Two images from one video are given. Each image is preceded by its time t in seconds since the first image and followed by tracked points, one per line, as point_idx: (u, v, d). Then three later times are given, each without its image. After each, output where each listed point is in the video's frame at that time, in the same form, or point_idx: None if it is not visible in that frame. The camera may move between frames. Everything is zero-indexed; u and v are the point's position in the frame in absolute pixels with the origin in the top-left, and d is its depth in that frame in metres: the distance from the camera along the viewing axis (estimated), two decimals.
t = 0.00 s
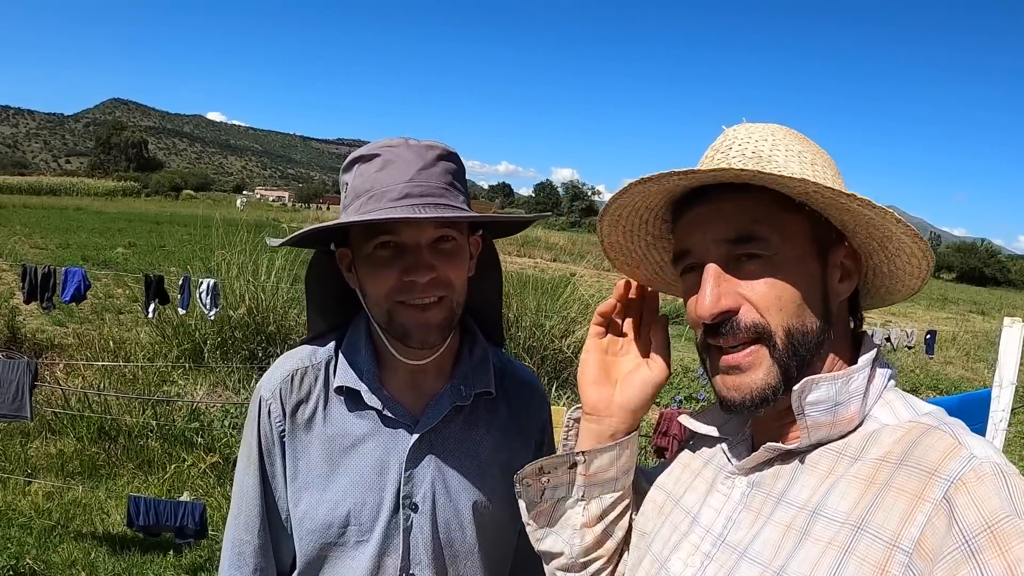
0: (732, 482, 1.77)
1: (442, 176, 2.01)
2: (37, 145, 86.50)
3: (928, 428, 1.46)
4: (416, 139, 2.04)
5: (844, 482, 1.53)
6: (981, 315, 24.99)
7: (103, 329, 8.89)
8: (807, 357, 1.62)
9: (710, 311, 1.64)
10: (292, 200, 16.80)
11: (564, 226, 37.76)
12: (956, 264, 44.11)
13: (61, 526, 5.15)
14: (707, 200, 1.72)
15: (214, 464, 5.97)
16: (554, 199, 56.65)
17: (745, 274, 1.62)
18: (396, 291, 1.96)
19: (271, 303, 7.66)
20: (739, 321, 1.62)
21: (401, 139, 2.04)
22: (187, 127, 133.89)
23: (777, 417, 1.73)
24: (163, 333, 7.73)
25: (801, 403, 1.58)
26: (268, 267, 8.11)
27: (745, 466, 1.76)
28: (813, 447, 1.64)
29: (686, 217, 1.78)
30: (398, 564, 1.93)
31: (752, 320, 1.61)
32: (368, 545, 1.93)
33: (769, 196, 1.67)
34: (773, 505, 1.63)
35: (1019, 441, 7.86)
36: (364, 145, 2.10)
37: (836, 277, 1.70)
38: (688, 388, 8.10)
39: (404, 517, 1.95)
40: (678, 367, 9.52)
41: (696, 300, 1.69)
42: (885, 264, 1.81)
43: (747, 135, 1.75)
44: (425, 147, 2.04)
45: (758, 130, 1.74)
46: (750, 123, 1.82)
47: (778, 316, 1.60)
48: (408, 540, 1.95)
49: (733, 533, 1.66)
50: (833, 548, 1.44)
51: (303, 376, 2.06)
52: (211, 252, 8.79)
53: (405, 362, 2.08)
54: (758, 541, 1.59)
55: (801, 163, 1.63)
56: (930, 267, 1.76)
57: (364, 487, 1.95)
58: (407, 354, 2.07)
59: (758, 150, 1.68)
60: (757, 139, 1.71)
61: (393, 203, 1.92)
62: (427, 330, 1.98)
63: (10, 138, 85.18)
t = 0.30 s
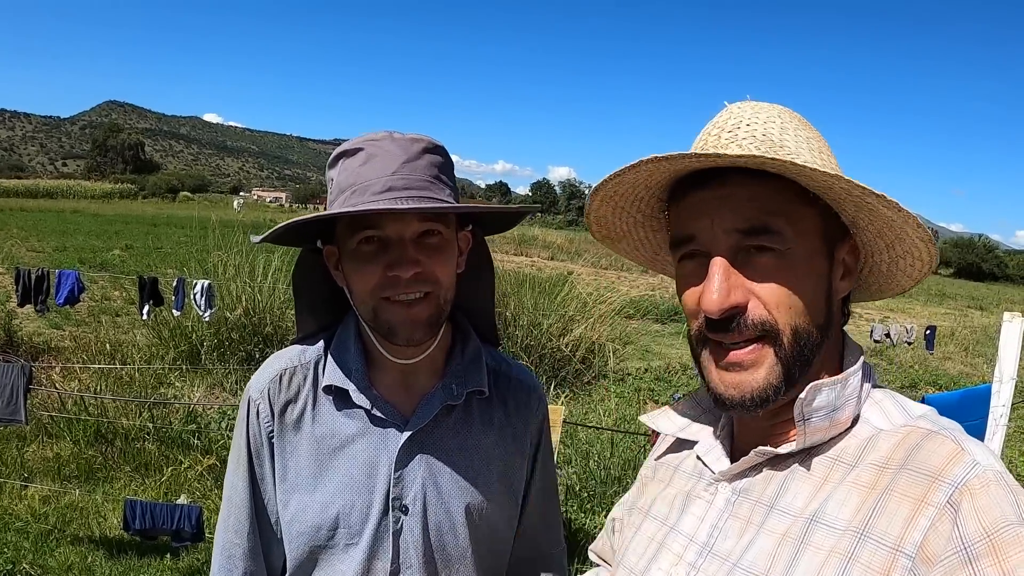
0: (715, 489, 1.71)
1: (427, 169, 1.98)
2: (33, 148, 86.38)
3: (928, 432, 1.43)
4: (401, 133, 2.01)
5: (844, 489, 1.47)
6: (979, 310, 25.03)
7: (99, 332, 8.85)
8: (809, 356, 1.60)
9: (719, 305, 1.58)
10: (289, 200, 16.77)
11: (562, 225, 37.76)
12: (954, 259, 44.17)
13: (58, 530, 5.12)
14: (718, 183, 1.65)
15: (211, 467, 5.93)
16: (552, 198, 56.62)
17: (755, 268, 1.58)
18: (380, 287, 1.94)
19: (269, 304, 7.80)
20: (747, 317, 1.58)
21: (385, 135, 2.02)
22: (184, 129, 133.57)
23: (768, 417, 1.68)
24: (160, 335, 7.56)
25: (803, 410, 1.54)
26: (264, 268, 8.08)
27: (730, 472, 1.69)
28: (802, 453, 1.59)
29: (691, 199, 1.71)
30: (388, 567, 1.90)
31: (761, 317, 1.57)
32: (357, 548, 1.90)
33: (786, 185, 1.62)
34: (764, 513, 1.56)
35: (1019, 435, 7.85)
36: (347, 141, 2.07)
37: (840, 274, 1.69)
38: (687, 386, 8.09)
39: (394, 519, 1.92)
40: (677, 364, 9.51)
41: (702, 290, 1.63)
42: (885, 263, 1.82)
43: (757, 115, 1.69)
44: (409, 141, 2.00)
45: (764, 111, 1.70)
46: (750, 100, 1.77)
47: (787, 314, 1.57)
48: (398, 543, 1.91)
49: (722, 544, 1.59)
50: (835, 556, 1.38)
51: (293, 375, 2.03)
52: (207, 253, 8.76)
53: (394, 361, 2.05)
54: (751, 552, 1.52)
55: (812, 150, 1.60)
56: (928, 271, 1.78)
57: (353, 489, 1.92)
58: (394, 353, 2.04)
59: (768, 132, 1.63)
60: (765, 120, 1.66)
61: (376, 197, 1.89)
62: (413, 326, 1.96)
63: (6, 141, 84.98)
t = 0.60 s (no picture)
0: (683, 480, 1.71)
1: (403, 161, 2.01)
2: (32, 154, 86.43)
3: (900, 413, 1.46)
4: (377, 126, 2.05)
5: (819, 472, 1.48)
6: (978, 305, 25.05)
7: (98, 335, 8.87)
8: (769, 339, 1.63)
9: (673, 287, 1.61)
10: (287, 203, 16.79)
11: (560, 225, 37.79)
12: (953, 256, 44.18)
13: (58, 532, 5.13)
14: (674, 165, 1.69)
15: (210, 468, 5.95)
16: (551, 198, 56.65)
17: (712, 250, 1.62)
18: (358, 275, 1.98)
19: (267, 307, 7.79)
20: (704, 299, 1.61)
21: (362, 128, 2.06)
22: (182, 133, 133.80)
23: (733, 404, 1.70)
24: (158, 338, 7.65)
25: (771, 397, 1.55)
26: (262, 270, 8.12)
27: (699, 462, 1.69)
28: (770, 440, 1.61)
29: (648, 182, 1.75)
30: (368, 555, 1.92)
31: (718, 299, 1.60)
32: (338, 534, 1.93)
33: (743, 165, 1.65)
34: (737, 501, 1.56)
35: (1017, 429, 7.86)
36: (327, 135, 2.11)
37: (803, 257, 1.73)
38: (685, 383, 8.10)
39: (373, 507, 1.95)
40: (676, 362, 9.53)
41: (657, 274, 1.66)
42: (849, 246, 1.84)
43: (719, 97, 1.71)
44: (386, 134, 2.05)
45: (727, 93, 1.72)
46: (713, 82, 1.79)
47: (745, 297, 1.60)
48: (377, 530, 1.94)
49: (695, 535, 1.58)
50: (814, 541, 1.39)
51: (274, 365, 2.06)
52: (205, 256, 8.79)
53: (374, 350, 2.09)
54: (727, 541, 1.52)
55: (773, 132, 1.62)
56: (896, 252, 1.79)
57: (334, 476, 1.95)
58: (377, 343, 2.09)
59: (727, 114, 1.65)
60: (726, 102, 1.69)
61: (352, 187, 1.92)
62: (389, 310, 1.99)
63: (5, 147, 85.13)
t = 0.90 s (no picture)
0: (681, 478, 1.70)
1: (387, 160, 2.06)
2: (35, 159, 86.74)
3: (900, 408, 1.46)
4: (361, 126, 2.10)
5: (819, 468, 1.48)
6: (982, 303, 24.98)
7: (102, 340, 8.90)
8: (758, 334, 1.63)
9: (653, 291, 1.63)
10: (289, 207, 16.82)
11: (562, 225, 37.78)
12: (956, 253, 44.05)
13: (62, 536, 5.14)
14: (646, 169, 1.70)
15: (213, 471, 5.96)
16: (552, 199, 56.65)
17: (690, 249, 1.62)
18: (344, 273, 2.00)
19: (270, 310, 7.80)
20: (687, 300, 1.62)
21: (346, 128, 2.11)
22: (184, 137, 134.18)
23: (727, 399, 1.71)
24: (162, 342, 7.61)
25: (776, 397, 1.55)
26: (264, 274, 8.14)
27: (696, 459, 1.69)
28: (770, 437, 1.60)
29: (624, 188, 1.76)
30: (357, 555, 1.94)
31: (701, 298, 1.61)
32: (326, 535, 1.94)
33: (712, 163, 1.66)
34: (736, 498, 1.56)
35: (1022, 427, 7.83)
36: (311, 135, 2.16)
37: (788, 249, 1.72)
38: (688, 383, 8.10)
39: (361, 506, 1.96)
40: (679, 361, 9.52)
41: (639, 280, 1.68)
42: (837, 234, 1.82)
43: (689, 101, 1.73)
44: (369, 133, 2.10)
45: (701, 96, 1.73)
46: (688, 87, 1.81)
47: (728, 294, 1.61)
48: (366, 529, 1.96)
49: (695, 533, 1.58)
50: (817, 537, 1.39)
51: (258, 367, 2.08)
52: (208, 261, 8.82)
53: (358, 348, 2.11)
54: (726, 539, 1.51)
55: (746, 129, 1.63)
56: (886, 235, 1.76)
57: (320, 477, 1.97)
58: (358, 340, 2.10)
59: (700, 116, 1.67)
60: (699, 105, 1.70)
61: (336, 185, 1.96)
62: (374, 306, 2.02)
63: (8, 153, 85.49)
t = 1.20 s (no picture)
0: (665, 487, 1.70)
1: (361, 164, 2.09)
2: (41, 162, 87.15)
3: (886, 417, 1.46)
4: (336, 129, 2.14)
5: (805, 477, 1.48)
6: (988, 301, 24.88)
7: (106, 342, 8.93)
8: (740, 343, 1.63)
9: (635, 301, 1.63)
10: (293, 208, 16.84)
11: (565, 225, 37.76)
12: (962, 251, 43.87)
13: (66, 538, 5.16)
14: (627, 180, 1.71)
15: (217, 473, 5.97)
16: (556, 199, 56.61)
17: (669, 259, 1.63)
18: (316, 275, 2.04)
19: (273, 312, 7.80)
20: (667, 310, 1.62)
21: (321, 130, 2.14)
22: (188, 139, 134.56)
23: (711, 406, 1.70)
24: (166, 345, 7.26)
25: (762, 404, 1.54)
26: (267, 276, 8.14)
27: (681, 468, 1.68)
28: (755, 446, 1.60)
29: (607, 198, 1.77)
30: (336, 559, 1.99)
31: (680, 308, 1.61)
32: (302, 540, 1.97)
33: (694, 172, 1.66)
34: (720, 506, 1.55)
35: None
36: (286, 136, 2.19)
37: (770, 257, 1.72)
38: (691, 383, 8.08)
39: (338, 511, 2.00)
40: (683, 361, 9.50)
41: (620, 290, 1.68)
42: (820, 240, 1.81)
43: (673, 111, 1.73)
44: (344, 137, 2.14)
45: (683, 105, 1.74)
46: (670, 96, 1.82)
47: (709, 302, 1.61)
48: (343, 533, 2.00)
49: (679, 542, 1.58)
50: (803, 546, 1.39)
51: (226, 374, 2.08)
52: (211, 264, 8.83)
53: (327, 352, 2.15)
54: (711, 548, 1.51)
55: (726, 137, 1.62)
56: (871, 240, 1.76)
57: (294, 483, 2.00)
58: (328, 344, 2.15)
59: (678, 126, 1.67)
60: (678, 114, 1.71)
61: (312, 186, 2.00)
62: (346, 308, 2.05)
63: (14, 156, 85.91)
